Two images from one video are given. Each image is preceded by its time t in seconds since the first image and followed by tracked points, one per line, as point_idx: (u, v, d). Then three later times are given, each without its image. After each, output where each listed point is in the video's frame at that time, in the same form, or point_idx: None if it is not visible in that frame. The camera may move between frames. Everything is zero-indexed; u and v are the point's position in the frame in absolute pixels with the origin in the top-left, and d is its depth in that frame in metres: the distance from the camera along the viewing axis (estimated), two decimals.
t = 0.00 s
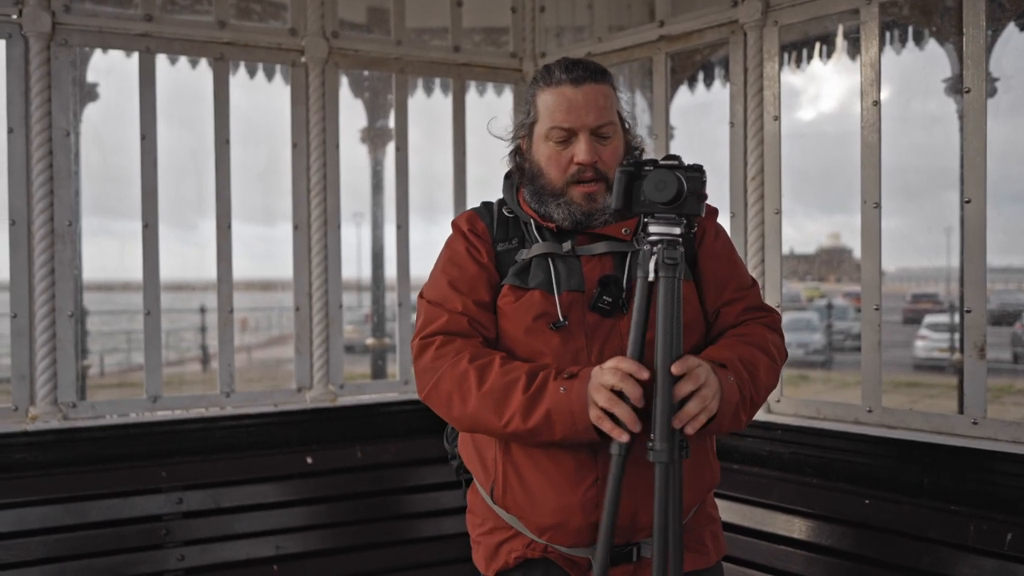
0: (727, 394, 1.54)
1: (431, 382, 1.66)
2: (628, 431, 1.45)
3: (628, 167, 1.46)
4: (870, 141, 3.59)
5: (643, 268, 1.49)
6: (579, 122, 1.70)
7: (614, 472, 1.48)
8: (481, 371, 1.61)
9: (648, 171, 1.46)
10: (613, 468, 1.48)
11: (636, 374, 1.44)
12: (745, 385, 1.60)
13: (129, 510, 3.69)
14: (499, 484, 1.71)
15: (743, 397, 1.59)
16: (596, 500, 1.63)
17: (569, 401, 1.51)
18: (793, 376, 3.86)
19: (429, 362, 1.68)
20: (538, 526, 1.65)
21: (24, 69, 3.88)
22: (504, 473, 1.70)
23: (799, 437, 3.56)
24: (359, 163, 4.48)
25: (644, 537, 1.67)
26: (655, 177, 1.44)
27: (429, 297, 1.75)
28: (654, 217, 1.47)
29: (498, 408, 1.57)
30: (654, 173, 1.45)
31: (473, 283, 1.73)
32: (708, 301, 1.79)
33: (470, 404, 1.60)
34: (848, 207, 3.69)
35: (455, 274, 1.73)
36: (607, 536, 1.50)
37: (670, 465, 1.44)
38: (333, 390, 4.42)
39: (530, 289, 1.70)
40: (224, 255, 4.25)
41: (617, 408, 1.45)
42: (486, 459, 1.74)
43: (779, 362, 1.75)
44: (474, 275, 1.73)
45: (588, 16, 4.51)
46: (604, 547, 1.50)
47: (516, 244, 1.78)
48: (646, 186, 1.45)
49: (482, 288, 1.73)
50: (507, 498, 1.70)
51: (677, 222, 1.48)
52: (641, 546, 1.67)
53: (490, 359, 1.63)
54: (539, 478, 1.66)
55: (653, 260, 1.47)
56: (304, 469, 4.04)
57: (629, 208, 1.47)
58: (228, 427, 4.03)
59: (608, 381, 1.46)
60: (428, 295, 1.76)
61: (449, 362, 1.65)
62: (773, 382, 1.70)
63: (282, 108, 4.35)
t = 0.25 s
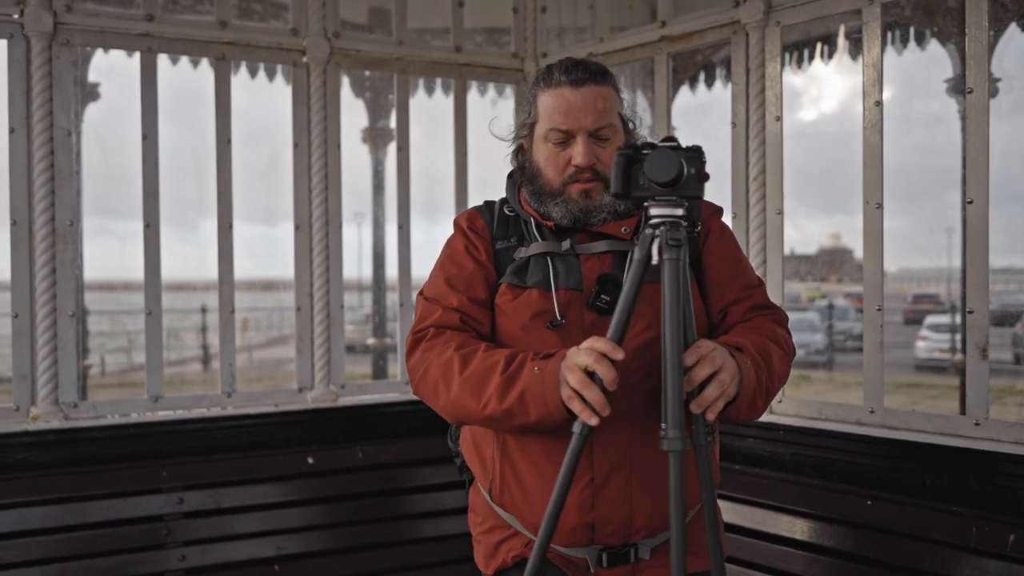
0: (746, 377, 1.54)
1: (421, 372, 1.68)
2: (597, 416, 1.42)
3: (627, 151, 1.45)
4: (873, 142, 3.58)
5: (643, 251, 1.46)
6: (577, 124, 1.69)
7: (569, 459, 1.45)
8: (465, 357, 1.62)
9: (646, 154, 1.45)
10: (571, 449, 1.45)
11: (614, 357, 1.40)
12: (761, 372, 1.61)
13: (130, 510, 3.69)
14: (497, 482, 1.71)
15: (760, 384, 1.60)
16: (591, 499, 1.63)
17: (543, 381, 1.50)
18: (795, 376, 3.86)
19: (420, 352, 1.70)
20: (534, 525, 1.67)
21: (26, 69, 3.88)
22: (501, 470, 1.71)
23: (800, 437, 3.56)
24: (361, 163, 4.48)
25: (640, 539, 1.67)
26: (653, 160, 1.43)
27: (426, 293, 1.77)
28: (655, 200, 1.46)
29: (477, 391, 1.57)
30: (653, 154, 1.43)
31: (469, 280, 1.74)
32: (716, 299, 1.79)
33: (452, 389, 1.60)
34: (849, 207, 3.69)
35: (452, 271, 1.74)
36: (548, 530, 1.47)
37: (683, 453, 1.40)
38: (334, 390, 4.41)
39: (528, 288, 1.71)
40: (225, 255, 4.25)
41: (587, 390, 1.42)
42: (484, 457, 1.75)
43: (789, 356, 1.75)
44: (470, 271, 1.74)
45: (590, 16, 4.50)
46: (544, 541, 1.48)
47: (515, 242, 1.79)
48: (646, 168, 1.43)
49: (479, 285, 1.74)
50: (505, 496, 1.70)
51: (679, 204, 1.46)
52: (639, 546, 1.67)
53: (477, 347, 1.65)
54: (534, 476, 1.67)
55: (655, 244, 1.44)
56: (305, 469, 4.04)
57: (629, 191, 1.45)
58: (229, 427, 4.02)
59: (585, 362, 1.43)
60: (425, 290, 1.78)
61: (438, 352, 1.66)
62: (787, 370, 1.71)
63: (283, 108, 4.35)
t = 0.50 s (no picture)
0: (744, 379, 1.53)
1: (416, 373, 1.68)
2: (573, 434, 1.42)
3: (596, 166, 1.48)
4: (873, 141, 3.58)
5: (615, 265, 1.49)
6: (575, 128, 1.67)
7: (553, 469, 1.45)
8: (457, 363, 1.62)
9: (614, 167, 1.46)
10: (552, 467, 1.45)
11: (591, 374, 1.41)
12: (760, 368, 1.61)
13: (131, 510, 3.69)
14: (497, 481, 1.71)
15: (759, 382, 1.59)
16: (591, 498, 1.63)
17: (525, 394, 1.49)
18: (795, 375, 3.86)
19: (415, 354, 1.71)
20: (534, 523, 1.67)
21: (26, 69, 3.87)
22: (501, 469, 1.71)
23: (800, 436, 3.56)
24: (361, 163, 4.48)
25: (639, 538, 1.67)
26: (620, 172, 1.44)
27: (423, 294, 1.78)
28: (626, 213, 1.46)
29: (465, 399, 1.57)
30: (618, 168, 1.43)
31: (467, 282, 1.74)
32: (717, 297, 1.79)
33: (444, 394, 1.61)
34: (850, 206, 3.68)
35: (451, 274, 1.74)
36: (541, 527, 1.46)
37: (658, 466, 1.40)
38: (334, 390, 4.41)
39: (526, 288, 1.71)
40: (225, 255, 4.25)
41: (566, 407, 1.42)
42: (484, 456, 1.75)
43: (790, 353, 1.74)
44: (468, 272, 1.75)
45: (590, 16, 4.50)
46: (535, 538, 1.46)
47: (513, 243, 1.79)
48: (612, 183, 1.44)
49: (478, 286, 1.75)
50: (505, 495, 1.71)
51: (650, 216, 1.46)
52: (639, 546, 1.67)
53: (470, 352, 1.64)
54: (533, 475, 1.67)
55: (625, 254, 1.47)
56: (306, 469, 4.03)
57: (600, 207, 1.47)
58: (231, 427, 4.03)
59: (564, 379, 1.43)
60: (424, 289, 1.78)
61: (432, 354, 1.67)
62: (786, 368, 1.71)
63: (283, 108, 4.35)
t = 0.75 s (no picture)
0: (738, 397, 1.54)
1: (418, 381, 1.69)
2: (572, 467, 1.44)
3: (578, 200, 1.51)
4: (874, 142, 3.58)
5: (604, 295, 1.52)
6: (573, 136, 1.67)
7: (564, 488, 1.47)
8: (457, 376, 1.62)
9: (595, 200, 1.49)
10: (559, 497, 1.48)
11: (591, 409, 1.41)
12: (756, 381, 1.61)
13: (132, 510, 3.69)
14: (496, 480, 1.71)
15: (754, 397, 1.60)
16: (590, 498, 1.64)
17: (524, 422, 1.49)
18: (796, 376, 3.86)
19: (415, 363, 1.71)
20: (534, 522, 1.67)
21: (27, 69, 3.88)
22: (501, 468, 1.71)
23: (800, 437, 3.56)
24: (362, 164, 4.48)
25: (639, 538, 1.67)
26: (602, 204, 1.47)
27: (424, 297, 1.78)
28: (611, 243, 1.50)
29: (466, 420, 1.58)
30: (598, 201, 1.46)
31: (468, 284, 1.74)
32: (717, 299, 1.79)
33: (444, 408, 1.61)
34: (851, 207, 3.68)
35: (451, 275, 1.75)
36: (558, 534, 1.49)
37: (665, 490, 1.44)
38: (335, 390, 4.41)
39: (526, 289, 1.71)
40: (226, 255, 4.26)
41: (568, 440, 1.43)
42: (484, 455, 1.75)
43: (787, 357, 1.75)
44: (468, 275, 1.75)
45: (591, 16, 4.50)
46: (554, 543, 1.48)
47: (514, 245, 1.79)
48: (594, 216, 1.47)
49: (478, 288, 1.75)
50: (505, 495, 1.70)
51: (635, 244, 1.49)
52: (639, 546, 1.67)
53: (470, 364, 1.64)
54: (533, 475, 1.67)
55: (614, 286, 1.50)
56: (307, 470, 4.03)
57: (586, 237, 1.52)
58: (231, 428, 4.03)
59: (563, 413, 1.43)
60: (425, 291, 1.79)
61: (433, 363, 1.67)
62: (782, 377, 1.71)
63: (284, 109, 4.35)
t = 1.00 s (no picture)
0: (747, 407, 1.54)
1: (425, 378, 1.69)
2: (582, 479, 1.42)
3: (583, 210, 1.53)
4: (873, 141, 3.58)
5: (611, 306, 1.51)
6: (573, 138, 1.66)
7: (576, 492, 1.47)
8: (466, 376, 1.62)
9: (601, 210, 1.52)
10: (569, 509, 1.49)
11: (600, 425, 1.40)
12: (762, 388, 1.61)
13: (132, 510, 3.69)
14: (495, 479, 1.71)
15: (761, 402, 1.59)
16: (590, 496, 1.63)
17: (532, 430, 1.48)
18: (796, 375, 3.86)
19: (422, 360, 1.71)
20: (533, 520, 1.67)
21: (27, 69, 3.87)
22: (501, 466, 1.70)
23: (799, 436, 3.56)
24: (362, 163, 4.48)
25: (638, 536, 1.66)
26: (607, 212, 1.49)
27: (430, 292, 1.78)
28: (616, 254, 1.52)
29: (474, 422, 1.58)
30: (603, 210, 1.48)
31: (472, 281, 1.75)
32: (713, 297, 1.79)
33: (450, 408, 1.62)
34: (850, 206, 3.68)
35: (456, 271, 1.75)
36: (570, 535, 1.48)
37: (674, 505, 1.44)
38: (335, 390, 4.40)
39: (526, 288, 1.72)
40: (225, 255, 4.25)
41: (574, 454, 1.42)
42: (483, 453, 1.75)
43: (785, 355, 1.75)
44: (472, 273, 1.75)
45: (591, 15, 4.50)
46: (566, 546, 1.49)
47: (516, 244, 1.79)
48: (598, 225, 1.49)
49: (482, 285, 1.75)
50: (504, 493, 1.70)
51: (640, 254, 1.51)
52: (637, 544, 1.66)
53: (478, 364, 1.64)
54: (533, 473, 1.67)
55: (621, 297, 1.50)
56: (306, 470, 4.03)
57: (592, 247, 1.53)
58: (231, 427, 4.03)
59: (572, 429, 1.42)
60: (430, 287, 1.79)
61: (441, 360, 1.67)
62: (783, 377, 1.71)
63: (283, 108, 4.34)
